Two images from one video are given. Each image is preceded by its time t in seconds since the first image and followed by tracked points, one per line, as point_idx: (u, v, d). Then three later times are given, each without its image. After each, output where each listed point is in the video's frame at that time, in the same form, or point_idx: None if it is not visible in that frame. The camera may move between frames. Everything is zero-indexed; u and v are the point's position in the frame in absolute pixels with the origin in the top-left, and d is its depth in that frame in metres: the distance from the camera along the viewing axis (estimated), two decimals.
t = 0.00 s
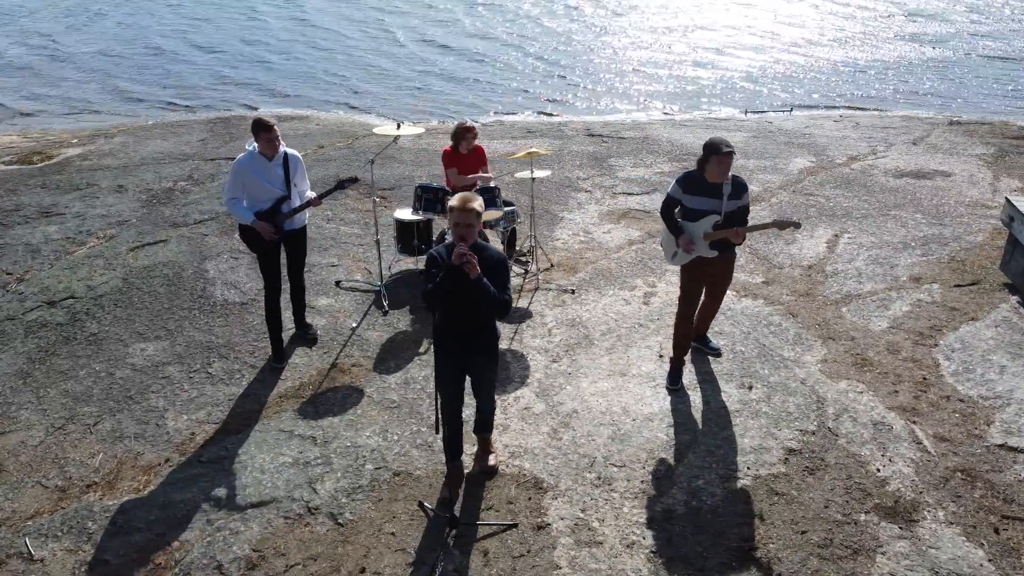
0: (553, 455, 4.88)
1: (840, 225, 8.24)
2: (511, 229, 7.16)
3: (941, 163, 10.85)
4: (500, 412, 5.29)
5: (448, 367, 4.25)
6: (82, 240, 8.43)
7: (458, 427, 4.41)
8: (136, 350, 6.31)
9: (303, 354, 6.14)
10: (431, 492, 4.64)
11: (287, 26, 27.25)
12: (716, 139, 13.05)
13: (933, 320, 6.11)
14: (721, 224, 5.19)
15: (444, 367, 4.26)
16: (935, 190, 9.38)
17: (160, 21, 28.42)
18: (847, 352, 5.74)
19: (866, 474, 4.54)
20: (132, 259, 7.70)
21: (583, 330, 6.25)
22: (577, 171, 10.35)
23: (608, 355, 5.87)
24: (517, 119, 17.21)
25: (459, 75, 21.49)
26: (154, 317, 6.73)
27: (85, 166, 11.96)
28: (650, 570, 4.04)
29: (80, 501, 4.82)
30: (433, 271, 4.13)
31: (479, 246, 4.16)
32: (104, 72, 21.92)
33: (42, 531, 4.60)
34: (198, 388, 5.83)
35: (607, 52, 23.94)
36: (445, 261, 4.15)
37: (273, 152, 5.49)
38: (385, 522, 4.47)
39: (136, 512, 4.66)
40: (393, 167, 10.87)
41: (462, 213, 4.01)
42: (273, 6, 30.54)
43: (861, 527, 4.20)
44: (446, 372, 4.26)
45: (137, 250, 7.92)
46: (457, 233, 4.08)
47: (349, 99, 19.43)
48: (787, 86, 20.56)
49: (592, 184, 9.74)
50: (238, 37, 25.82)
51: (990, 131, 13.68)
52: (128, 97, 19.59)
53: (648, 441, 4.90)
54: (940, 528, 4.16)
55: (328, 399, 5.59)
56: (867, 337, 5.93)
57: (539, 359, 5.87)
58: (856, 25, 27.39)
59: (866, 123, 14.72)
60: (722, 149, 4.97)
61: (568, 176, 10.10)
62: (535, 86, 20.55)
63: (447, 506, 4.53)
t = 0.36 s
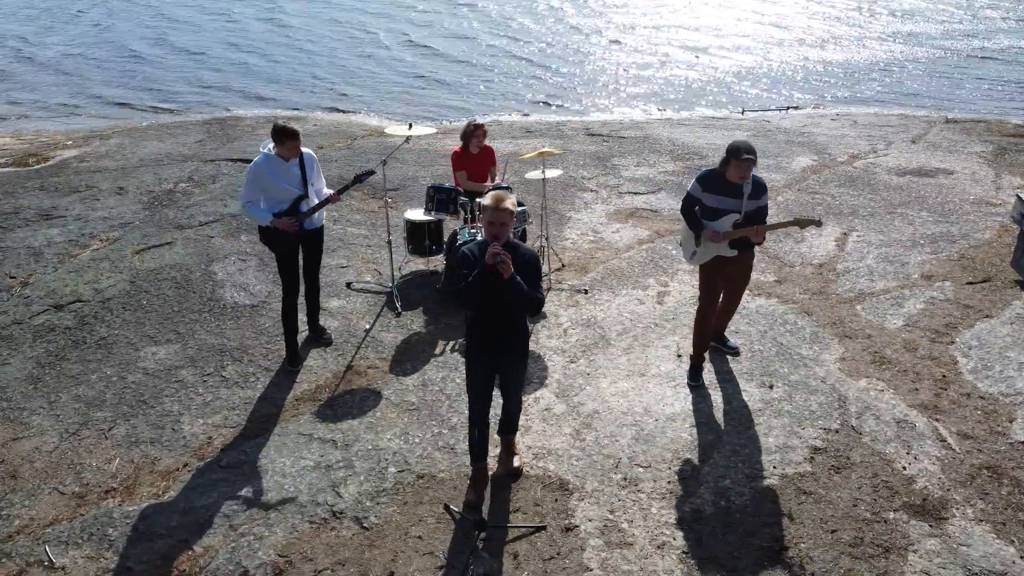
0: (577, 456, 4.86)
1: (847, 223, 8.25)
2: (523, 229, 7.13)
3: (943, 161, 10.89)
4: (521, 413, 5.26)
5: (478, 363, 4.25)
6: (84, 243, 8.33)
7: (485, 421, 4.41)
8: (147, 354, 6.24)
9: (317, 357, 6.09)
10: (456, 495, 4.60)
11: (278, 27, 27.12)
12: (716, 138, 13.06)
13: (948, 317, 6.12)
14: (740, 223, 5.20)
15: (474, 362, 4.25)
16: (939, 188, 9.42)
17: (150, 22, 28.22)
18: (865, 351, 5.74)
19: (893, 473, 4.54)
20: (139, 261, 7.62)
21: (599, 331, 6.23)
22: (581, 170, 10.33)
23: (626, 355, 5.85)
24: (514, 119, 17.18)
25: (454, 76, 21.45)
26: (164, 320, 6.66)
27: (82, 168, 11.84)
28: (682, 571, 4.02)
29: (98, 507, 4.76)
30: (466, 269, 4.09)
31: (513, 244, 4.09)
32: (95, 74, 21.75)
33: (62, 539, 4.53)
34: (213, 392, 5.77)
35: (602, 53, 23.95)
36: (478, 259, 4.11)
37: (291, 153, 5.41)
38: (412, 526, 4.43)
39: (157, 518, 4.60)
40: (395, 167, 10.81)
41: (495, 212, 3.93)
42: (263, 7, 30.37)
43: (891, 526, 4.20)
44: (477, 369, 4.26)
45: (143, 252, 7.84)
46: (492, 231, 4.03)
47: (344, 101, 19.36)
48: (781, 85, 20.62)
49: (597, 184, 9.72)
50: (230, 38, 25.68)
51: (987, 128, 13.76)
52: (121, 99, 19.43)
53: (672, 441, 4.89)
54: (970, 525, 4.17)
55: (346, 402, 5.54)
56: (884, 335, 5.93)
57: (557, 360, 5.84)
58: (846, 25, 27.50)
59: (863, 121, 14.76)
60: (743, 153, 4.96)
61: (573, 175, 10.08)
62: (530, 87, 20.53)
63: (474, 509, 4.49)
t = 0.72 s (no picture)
0: (604, 455, 4.84)
1: (856, 221, 8.28)
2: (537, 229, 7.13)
3: (944, 158, 10.96)
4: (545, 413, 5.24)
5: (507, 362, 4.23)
6: (90, 246, 8.25)
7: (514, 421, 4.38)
8: (162, 357, 6.18)
9: (335, 358, 6.05)
10: (485, 496, 4.58)
11: (271, 28, 26.99)
12: (716, 137, 13.09)
13: (963, 314, 6.15)
14: (757, 231, 5.11)
15: (503, 361, 4.23)
16: (943, 185, 9.47)
17: (141, 23, 28.03)
18: (884, 347, 5.76)
19: (921, 469, 4.55)
20: (147, 263, 7.55)
21: (616, 330, 6.22)
22: (586, 169, 10.32)
23: (646, 354, 5.85)
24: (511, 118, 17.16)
25: (449, 76, 21.41)
26: (176, 322, 6.60)
27: (81, 169, 11.73)
28: (717, 570, 4.02)
29: (121, 512, 4.71)
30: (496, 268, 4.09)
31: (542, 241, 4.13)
32: (87, 77, 21.57)
33: (87, 544, 4.48)
34: (231, 395, 5.72)
35: (596, 53, 23.97)
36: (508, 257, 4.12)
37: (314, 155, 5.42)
38: (442, 527, 4.40)
39: (183, 522, 4.56)
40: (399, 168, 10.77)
41: (526, 209, 3.96)
42: (254, 7, 30.20)
43: (923, 521, 4.21)
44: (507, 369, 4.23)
45: (150, 254, 7.77)
46: (522, 229, 4.04)
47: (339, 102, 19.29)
48: (775, 84, 20.71)
49: (603, 183, 9.72)
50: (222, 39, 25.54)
51: (983, 126, 13.86)
52: (115, 102, 19.29)
53: (699, 440, 4.88)
54: (1001, 520, 4.18)
55: (367, 403, 5.51)
56: (901, 332, 5.95)
57: (577, 359, 5.83)
58: (837, 24, 27.65)
59: (861, 119, 14.84)
60: (763, 152, 4.85)
61: (578, 174, 10.07)
62: (526, 87, 20.52)
63: (504, 509, 4.47)
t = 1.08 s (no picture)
0: (630, 452, 4.85)
1: (863, 217, 8.34)
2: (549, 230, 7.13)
3: (944, 155, 11.05)
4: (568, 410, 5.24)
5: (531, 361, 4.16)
6: (95, 247, 8.17)
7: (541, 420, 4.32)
8: (177, 358, 6.13)
9: (352, 357, 6.02)
10: (514, 494, 4.58)
11: (263, 29, 26.88)
12: (716, 135, 13.14)
13: (977, 308, 6.21)
14: (773, 226, 5.07)
15: (526, 364, 4.18)
16: (946, 182, 9.54)
17: (131, 24, 27.82)
18: (901, 342, 5.79)
19: (947, 461, 4.59)
20: (156, 264, 7.48)
21: (633, 327, 6.23)
22: (591, 168, 10.33)
23: (665, 351, 5.87)
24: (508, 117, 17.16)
25: (444, 76, 21.39)
26: (190, 323, 6.56)
27: (80, 171, 11.62)
28: (752, 564, 4.03)
29: (146, 514, 4.67)
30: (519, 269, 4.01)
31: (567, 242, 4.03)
32: (77, 78, 21.37)
33: (114, 547, 4.44)
34: (250, 395, 5.69)
35: (590, 53, 24.02)
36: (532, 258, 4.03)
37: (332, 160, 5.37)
38: (473, 525, 4.39)
39: (210, 523, 4.52)
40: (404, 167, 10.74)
41: (550, 210, 3.86)
42: (244, 8, 30.05)
43: (952, 513, 4.24)
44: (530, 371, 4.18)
45: (159, 255, 7.71)
46: (545, 228, 3.94)
47: (335, 102, 19.22)
48: (769, 83, 20.82)
49: (609, 181, 9.73)
50: (213, 40, 25.38)
51: (979, 123, 13.98)
52: (108, 103, 19.14)
53: (725, 435, 4.89)
54: None
55: (389, 402, 5.49)
56: (917, 326, 6.00)
57: (596, 356, 5.83)
58: (827, 24, 27.84)
59: (857, 117, 14.94)
60: (775, 144, 4.81)
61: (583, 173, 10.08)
62: (521, 87, 20.54)
63: (535, 507, 4.47)
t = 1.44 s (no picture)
0: (657, 446, 4.88)
1: (866, 212, 8.44)
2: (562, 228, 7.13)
3: (939, 151, 11.19)
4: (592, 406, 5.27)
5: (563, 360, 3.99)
6: (101, 249, 8.11)
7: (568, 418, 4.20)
8: (193, 359, 6.10)
9: (371, 356, 6.02)
10: (545, 489, 4.59)
11: (250, 30, 26.75)
12: (712, 132, 13.23)
13: (987, 300, 6.30)
14: (795, 216, 5.17)
15: (555, 367, 4.01)
16: (944, 177, 9.67)
17: (116, 26, 27.59)
18: (916, 335, 5.87)
19: (970, 450, 4.66)
20: (165, 266, 7.43)
21: (650, 323, 6.27)
22: (593, 166, 10.37)
23: (683, 346, 5.91)
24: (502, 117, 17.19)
25: (435, 77, 21.39)
26: (204, 324, 6.52)
27: (76, 172, 11.52)
28: (787, 554, 4.08)
29: (175, 515, 4.64)
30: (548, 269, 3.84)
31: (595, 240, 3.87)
32: (64, 80, 21.17)
33: (144, 548, 4.41)
34: (270, 395, 5.67)
35: (579, 52, 24.11)
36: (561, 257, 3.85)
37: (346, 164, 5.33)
38: (506, 520, 4.41)
39: (241, 523, 4.51)
40: (405, 167, 10.73)
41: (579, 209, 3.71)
42: (230, 10, 29.88)
43: (979, 501, 4.31)
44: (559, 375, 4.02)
45: (167, 256, 7.67)
46: (574, 227, 3.78)
47: (327, 103, 19.16)
48: (758, 82, 20.98)
49: (612, 178, 9.78)
50: (201, 41, 25.22)
51: (970, 119, 14.17)
52: (97, 105, 18.96)
53: (750, 428, 4.94)
54: None
55: (411, 400, 5.49)
56: (929, 319, 6.08)
57: (615, 352, 5.87)
58: (813, 23, 28.10)
59: (850, 114, 15.08)
60: (795, 137, 4.92)
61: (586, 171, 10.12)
62: (512, 87, 20.58)
63: (566, 502, 4.49)
